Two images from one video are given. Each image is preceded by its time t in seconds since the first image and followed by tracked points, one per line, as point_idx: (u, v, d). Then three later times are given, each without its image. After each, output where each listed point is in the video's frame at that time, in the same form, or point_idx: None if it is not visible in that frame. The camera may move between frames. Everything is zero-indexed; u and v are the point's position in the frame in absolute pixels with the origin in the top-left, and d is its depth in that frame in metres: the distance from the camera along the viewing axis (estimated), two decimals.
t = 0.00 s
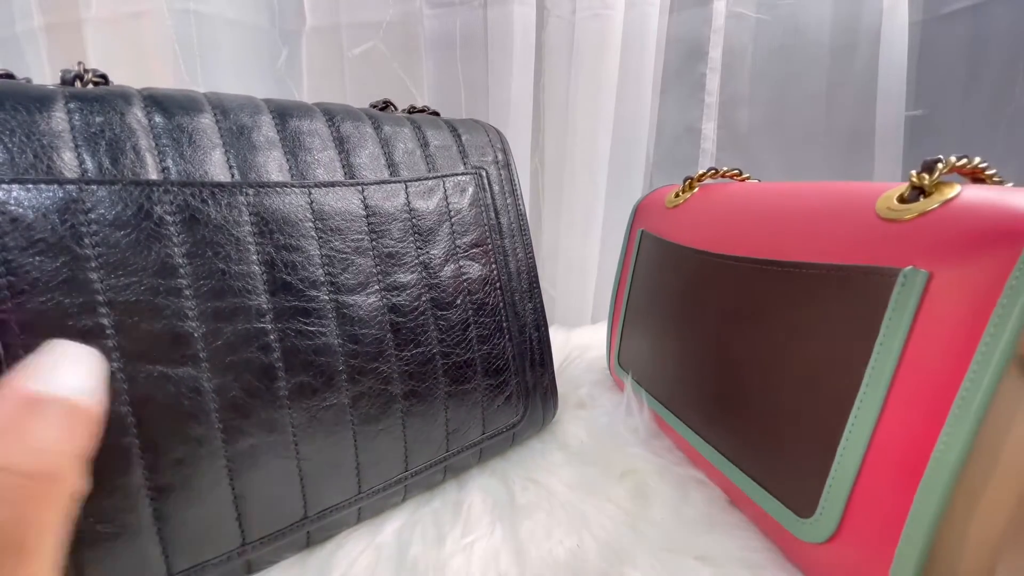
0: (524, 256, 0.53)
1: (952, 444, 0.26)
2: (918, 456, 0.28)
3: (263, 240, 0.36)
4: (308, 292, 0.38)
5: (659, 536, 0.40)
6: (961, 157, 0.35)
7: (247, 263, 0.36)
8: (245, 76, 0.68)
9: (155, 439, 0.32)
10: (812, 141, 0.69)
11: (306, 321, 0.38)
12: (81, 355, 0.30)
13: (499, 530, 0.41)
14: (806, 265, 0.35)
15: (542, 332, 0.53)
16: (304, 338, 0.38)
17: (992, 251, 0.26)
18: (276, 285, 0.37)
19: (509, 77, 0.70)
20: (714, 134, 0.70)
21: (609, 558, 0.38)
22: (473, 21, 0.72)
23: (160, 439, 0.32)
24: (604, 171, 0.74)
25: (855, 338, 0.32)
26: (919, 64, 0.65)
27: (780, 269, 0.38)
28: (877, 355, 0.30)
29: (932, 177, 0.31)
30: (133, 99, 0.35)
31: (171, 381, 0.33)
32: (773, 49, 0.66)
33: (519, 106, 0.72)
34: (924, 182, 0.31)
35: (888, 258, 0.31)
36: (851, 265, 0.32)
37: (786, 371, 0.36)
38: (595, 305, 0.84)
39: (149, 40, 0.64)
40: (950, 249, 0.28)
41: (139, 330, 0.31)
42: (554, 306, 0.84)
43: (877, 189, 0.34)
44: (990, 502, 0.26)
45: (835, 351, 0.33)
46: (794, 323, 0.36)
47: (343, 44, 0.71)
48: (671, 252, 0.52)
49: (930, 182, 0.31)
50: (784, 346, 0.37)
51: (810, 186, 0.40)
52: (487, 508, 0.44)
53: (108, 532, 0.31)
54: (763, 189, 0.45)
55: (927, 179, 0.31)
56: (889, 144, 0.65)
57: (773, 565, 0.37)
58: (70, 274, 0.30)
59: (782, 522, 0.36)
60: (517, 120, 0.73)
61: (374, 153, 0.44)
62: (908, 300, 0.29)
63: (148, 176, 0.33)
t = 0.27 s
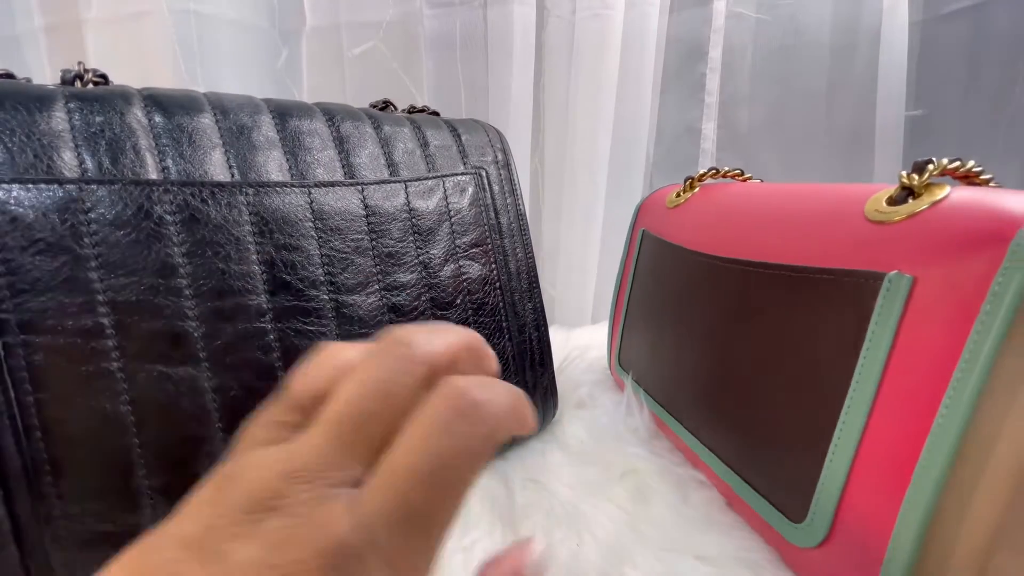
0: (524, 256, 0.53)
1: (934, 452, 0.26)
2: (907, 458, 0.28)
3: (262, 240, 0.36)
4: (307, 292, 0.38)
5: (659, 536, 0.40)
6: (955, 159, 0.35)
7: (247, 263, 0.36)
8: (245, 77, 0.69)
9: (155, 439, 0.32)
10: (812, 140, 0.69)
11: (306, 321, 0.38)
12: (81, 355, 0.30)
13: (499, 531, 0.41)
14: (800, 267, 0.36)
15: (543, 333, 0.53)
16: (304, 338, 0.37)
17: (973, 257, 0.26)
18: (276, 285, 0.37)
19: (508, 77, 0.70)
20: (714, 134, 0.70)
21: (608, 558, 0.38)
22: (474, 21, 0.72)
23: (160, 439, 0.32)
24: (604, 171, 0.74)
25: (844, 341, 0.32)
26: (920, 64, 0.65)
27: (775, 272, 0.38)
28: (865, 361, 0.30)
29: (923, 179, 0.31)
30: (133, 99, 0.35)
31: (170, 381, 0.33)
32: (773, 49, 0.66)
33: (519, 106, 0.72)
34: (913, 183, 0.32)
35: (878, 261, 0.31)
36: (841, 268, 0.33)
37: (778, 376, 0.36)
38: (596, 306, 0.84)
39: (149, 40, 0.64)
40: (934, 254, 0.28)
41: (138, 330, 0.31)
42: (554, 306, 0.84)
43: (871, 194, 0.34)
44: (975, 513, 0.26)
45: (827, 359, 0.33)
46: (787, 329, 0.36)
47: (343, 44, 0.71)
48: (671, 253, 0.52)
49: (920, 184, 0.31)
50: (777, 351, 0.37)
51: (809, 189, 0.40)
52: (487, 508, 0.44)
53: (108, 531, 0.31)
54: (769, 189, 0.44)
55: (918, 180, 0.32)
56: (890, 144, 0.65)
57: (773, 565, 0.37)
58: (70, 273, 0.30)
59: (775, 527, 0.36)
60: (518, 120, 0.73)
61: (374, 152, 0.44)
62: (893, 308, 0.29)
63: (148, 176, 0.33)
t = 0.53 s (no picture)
0: (524, 256, 0.53)
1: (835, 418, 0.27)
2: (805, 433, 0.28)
3: (262, 240, 0.36)
4: (307, 291, 0.38)
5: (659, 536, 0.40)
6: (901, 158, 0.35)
7: (247, 263, 0.36)
8: (245, 77, 0.69)
9: (155, 439, 0.32)
10: (812, 141, 0.69)
11: (306, 321, 0.38)
12: (81, 355, 0.30)
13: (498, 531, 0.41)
14: (748, 254, 0.36)
15: (542, 332, 0.53)
16: (303, 338, 0.38)
17: (880, 238, 0.27)
18: (275, 285, 0.37)
19: (509, 77, 0.70)
20: (713, 134, 0.70)
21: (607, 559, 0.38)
22: (474, 22, 0.71)
23: (160, 440, 0.32)
24: (604, 171, 0.74)
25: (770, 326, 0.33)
26: (920, 63, 0.65)
27: (727, 262, 0.38)
28: (783, 345, 0.31)
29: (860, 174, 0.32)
30: (133, 99, 0.35)
31: (170, 380, 0.33)
32: (773, 49, 0.66)
33: (519, 106, 0.72)
34: (849, 178, 0.32)
35: (809, 247, 0.31)
36: (776, 254, 0.33)
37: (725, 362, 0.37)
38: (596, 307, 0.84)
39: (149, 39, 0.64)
40: (853, 238, 0.29)
41: (138, 330, 0.31)
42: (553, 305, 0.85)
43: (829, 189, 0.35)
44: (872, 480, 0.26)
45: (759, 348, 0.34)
46: (726, 319, 0.37)
47: (343, 44, 0.71)
48: (655, 250, 0.52)
49: (858, 180, 0.32)
50: (718, 340, 0.37)
51: (791, 188, 0.40)
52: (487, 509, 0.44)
53: (108, 531, 0.31)
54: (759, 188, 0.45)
55: (855, 176, 0.32)
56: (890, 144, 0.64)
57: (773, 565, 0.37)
58: (70, 273, 0.30)
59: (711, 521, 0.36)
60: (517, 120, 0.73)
61: (374, 152, 0.44)
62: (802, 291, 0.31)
63: (148, 176, 0.33)
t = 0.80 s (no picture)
0: (524, 256, 0.53)
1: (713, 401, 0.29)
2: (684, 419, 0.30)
3: (262, 240, 0.36)
4: (308, 292, 0.38)
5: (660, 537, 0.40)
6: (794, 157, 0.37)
7: (247, 263, 0.36)
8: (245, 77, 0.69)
9: (156, 439, 0.32)
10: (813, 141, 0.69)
11: (306, 321, 0.38)
12: (81, 356, 0.30)
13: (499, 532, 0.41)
14: (664, 254, 0.36)
15: (542, 332, 0.53)
16: (303, 338, 0.37)
17: (749, 235, 0.28)
18: (276, 285, 0.37)
19: (508, 77, 0.70)
20: (713, 134, 0.70)
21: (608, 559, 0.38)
22: (474, 23, 0.71)
23: (160, 440, 0.32)
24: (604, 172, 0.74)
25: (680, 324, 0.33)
26: (919, 63, 0.65)
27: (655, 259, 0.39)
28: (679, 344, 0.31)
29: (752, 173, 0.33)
30: (133, 100, 0.35)
31: (171, 381, 0.33)
32: (772, 49, 0.66)
33: (519, 106, 0.72)
34: (744, 178, 0.33)
35: (703, 246, 0.32)
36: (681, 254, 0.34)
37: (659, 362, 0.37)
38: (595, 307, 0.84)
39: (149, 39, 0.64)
40: (730, 236, 0.30)
41: (138, 330, 0.31)
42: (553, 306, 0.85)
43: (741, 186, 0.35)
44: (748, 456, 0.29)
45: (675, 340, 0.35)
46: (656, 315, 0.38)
47: (343, 44, 0.71)
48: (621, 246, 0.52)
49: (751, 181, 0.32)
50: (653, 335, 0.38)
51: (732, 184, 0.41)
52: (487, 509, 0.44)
53: (108, 532, 0.31)
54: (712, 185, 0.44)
55: (750, 175, 0.33)
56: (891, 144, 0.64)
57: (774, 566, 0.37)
58: (70, 274, 0.30)
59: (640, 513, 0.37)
60: (517, 120, 0.73)
61: (374, 153, 0.44)
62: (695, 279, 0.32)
63: (148, 176, 0.33)
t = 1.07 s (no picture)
0: (524, 256, 0.53)
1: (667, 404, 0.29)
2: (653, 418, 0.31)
3: (263, 240, 0.36)
4: (308, 292, 0.38)
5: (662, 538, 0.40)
6: (746, 160, 0.38)
7: (247, 264, 0.36)
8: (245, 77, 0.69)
9: (156, 440, 0.32)
10: (813, 142, 0.69)
11: (306, 321, 0.38)
12: (81, 356, 0.30)
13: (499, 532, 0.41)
14: (631, 261, 0.38)
15: (542, 332, 0.53)
16: (303, 338, 0.37)
17: (695, 242, 0.29)
18: (276, 285, 0.37)
19: (508, 78, 0.70)
20: (713, 134, 0.69)
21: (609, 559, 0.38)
22: (474, 23, 0.71)
23: (160, 440, 0.32)
24: (604, 172, 0.74)
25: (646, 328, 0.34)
26: (918, 64, 0.66)
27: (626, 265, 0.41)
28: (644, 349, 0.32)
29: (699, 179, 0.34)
30: (133, 100, 0.35)
31: (171, 381, 0.33)
32: (772, 49, 0.66)
33: (519, 106, 0.72)
34: (695, 185, 0.34)
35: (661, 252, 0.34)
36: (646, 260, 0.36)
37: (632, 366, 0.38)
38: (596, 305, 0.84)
39: (149, 39, 0.64)
40: (680, 242, 0.31)
41: (138, 331, 0.31)
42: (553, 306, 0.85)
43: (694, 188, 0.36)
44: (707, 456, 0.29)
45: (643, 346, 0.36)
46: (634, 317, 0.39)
47: (343, 44, 0.71)
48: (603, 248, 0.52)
49: (701, 187, 0.34)
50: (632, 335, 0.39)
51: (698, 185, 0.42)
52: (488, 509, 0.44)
53: (108, 532, 0.31)
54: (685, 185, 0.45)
55: (699, 181, 0.34)
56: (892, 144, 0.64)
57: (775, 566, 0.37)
58: (70, 274, 0.30)
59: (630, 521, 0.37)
60: (517, 120, 0.73)
61: (374, 153, 0.44)
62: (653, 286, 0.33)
63: (148, 176, 0.33)
